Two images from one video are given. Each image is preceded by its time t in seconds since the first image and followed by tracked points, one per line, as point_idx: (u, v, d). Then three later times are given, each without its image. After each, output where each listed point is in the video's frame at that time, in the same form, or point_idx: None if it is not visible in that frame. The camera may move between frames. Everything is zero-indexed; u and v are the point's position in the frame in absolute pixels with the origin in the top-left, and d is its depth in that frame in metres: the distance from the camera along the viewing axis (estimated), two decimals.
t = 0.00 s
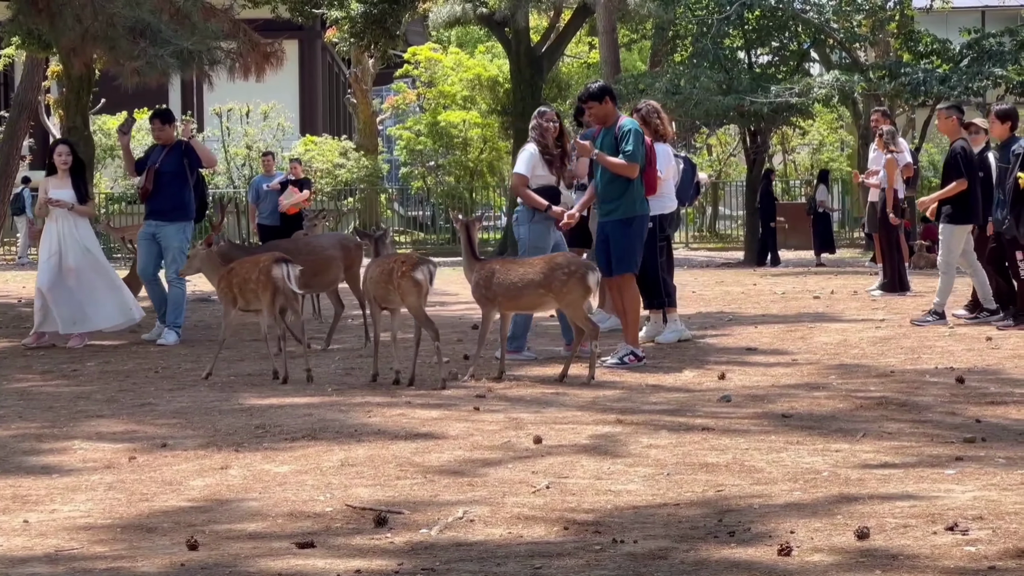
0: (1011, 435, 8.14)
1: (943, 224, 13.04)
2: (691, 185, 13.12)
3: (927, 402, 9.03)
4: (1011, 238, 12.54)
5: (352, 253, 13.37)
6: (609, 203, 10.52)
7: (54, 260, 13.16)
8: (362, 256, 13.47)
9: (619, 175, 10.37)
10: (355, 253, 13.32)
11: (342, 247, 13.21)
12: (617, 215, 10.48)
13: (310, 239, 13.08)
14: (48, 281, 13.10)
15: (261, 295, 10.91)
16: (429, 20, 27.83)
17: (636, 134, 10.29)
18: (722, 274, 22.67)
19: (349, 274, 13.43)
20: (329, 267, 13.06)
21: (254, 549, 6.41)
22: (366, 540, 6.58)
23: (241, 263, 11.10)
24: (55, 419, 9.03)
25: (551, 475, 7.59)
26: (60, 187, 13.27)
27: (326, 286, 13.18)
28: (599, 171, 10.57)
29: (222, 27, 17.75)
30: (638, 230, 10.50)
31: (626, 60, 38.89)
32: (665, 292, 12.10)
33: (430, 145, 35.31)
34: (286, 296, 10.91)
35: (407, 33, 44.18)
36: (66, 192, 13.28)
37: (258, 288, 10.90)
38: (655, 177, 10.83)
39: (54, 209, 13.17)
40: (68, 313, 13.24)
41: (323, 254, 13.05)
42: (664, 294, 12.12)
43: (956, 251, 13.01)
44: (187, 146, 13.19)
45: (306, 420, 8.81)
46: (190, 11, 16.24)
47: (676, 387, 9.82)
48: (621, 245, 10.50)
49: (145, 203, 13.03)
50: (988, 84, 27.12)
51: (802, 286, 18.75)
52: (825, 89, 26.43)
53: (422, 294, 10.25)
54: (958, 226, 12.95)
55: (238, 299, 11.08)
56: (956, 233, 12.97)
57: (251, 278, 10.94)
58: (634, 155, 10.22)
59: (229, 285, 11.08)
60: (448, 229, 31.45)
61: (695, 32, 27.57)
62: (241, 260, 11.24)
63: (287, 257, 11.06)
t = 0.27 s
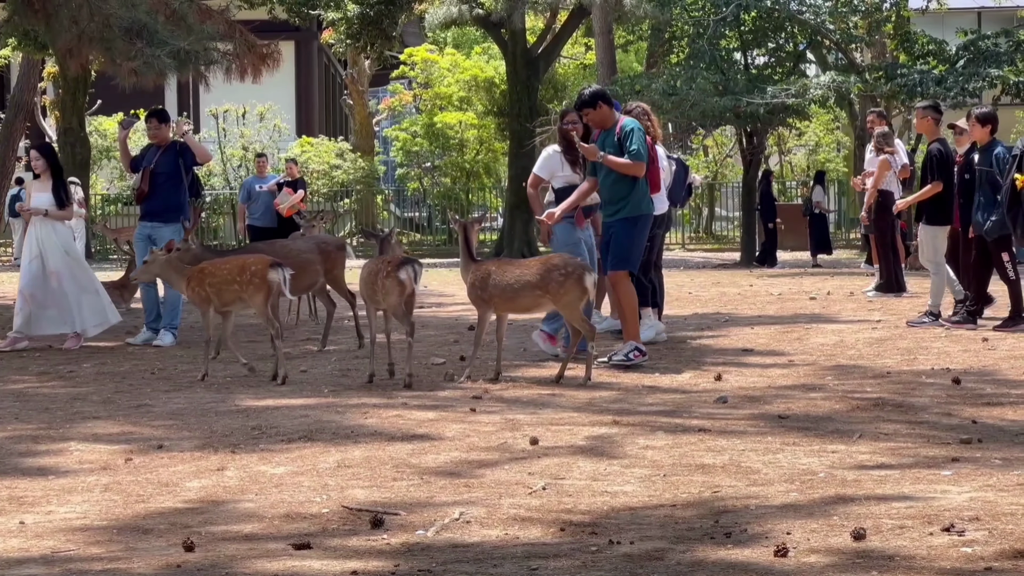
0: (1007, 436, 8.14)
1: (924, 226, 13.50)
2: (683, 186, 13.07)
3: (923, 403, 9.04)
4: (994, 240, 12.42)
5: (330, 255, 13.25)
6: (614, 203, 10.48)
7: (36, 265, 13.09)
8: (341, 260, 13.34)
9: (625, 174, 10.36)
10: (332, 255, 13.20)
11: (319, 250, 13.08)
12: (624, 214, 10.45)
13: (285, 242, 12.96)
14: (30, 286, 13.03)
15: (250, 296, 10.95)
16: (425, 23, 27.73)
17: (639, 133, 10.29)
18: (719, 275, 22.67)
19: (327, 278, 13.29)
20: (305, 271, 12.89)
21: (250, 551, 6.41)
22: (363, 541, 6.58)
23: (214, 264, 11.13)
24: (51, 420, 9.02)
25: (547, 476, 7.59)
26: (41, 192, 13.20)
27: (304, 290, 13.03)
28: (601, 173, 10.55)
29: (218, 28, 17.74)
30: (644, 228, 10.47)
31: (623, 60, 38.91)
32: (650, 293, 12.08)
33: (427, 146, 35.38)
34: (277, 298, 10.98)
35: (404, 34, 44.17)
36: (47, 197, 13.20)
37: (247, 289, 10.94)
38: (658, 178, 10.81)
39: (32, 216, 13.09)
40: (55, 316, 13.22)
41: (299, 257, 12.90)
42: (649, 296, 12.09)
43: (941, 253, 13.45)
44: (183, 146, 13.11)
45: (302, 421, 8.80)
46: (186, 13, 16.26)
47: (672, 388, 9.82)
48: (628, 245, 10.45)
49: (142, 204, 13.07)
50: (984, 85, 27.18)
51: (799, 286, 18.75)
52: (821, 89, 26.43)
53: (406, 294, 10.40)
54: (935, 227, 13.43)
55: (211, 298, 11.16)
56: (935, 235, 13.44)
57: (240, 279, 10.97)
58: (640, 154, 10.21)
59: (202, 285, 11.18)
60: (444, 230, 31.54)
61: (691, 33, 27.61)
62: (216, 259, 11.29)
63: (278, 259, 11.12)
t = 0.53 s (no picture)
0: (1003, 435, 8.14)
1: (912, 226, 13.15)
2: (676, 186, 13.05)
3: (919, 402, 9.04)
4: (967, 239, 12.61)
5: (304, 256, 12.92)
6: (615, 203, 10.44)
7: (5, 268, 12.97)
8: (317, 260, 13.03)
9: (625, 175, 10.34)
10: (305, 255, 12.88)
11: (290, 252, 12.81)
12: (624, 214, 10.41)
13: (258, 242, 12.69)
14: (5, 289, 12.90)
15: (231, 295, 11.02)
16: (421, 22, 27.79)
17: (641, 133, 10.27)
18: (715, 275, 22.68)
19: (300, 279, 12.97)
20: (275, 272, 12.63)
21: (246, 550, 6.42)
22: (359, 541, 6.58)
23: (192, 264, 11.15)
24: (48, 420, 9.02)
25: (544, 475, 7.59)
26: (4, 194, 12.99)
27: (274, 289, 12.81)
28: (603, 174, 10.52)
29: (214, 28, 17.73)
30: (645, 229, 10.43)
31: (620, 60, 38.94)
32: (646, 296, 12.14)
33: (422, 145, 34.99)
34: (259, 295, 11.10)
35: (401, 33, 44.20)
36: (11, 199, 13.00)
37: (229, 288, 11.00)
38: (661, 179, 10.76)
39: None
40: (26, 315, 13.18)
41: (269, 259, 12.64)
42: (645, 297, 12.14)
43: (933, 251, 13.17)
44: (178, 144, 13.05)
45: (299, 421, 8.81)
46: (182, 14, 16.25)
47: (669, 387, 9.82)
48: (629, 245, 10.41)
49: (136, 203, 13.07)
50: (980, 84, 27.21)
51: (795, 286, 18.76)
52: (818, 89, 26.44)
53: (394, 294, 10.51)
54: (926, 227, 13.10)
55: (192, 297, 11.13)
56: (927, 235, 13.12)
57: (221, 279, 11.02)
58: (640, 154, 10.19)
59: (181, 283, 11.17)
60: (441, 230, 31.57)
61: (687, 33, 27.68)
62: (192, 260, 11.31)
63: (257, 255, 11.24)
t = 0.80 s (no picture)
0: (1001, 433, 8.14)
1: (902, 226, 13.05)
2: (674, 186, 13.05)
3: (917, 401, 9.04)
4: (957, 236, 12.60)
5: (279, 257, 12.85)
6: (622, 203, 10.43)
7: None
8: (295, 261, 12.94)
9: (631, 175, 10.33)
10: (280, 256, 12.80)
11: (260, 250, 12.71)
12: (631, 214, 10.40)
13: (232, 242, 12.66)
14: None
15: (199, 296, 10.99)
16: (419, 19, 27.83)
17: (647, 133, 10.25)
18: (713, 273, 22.67)
19: (277, 279, 12.89)
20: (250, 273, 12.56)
21: (244, 549, 6.41)
22: (357, 539, 6.58)
23: (166, 263, 11.16)
24: (45, 418, 9.02)
25: (542, 474, 7.59)
26: None
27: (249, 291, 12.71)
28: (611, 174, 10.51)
29: (212, 26, 17.73)
30: (651, 228, 10.41)
31: (617, 58, 38.93)
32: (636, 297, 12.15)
33: (420, 144, 35.02)
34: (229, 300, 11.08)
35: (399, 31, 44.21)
36: None
37: (198, 289, 10.99)
38: (670, 179, 10.73)
39: None
40: None
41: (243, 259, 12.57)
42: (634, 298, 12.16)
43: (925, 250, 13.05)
44: (171, 143, 13.04)
45: (296, 419, 8.81)
46: (179, 12, 16.23)
47: (666, 386, 9.82)
48: (636, 244, 10.40)
49: (129, 200, 13.03)
50: (978, 82, 27.22)
51: (793, 284, 18.76)
52: (815, 88, 26.46)
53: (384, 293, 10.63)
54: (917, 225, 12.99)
55: (164, 296, 11.15)
56: (918, 233, 12.99)
57: (191, 280, 11.01)
58: (645, 154, 10.18)
59: (155, 282, 11.18)
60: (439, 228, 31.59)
61: (685, 32, 27.70)
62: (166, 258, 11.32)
63: (231, 259, 11.25)
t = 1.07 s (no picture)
0: (999, 430, 8.15)
1: (888, 223, 12.85)
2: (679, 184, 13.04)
3: (915, 397, 9.04)
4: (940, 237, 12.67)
5: (258, 254, 12.79)
6: (629, 200, 10.44)
7: None
8: (273, 258, 12.86)
9: (638, 172, 10.36)
10: (258, 254, 12.73)
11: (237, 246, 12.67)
12: (637, 211, 10.42)
13: (209, 240, 12.60)
14: None
15: (177, 291, 11.05)
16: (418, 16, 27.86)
17: (655, 129, 10.28)
18: (712, 270, 22.70)
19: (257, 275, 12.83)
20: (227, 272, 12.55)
21: (243, 546, 6.41)
22: (356, 536, 6.58)
23: (135, 260, 11.17)
24: (44, 415, 9.02)
25: (540, 471, 7.59)
26: None
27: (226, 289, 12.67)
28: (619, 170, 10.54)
29: (210, 23, 17.72)
30: (656, 225, 10.43)
31: (615, 55, 38.93)
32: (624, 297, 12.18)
33: (419, 141, 35.06)
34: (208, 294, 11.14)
35: (397, 28, 44.19)
36: None
37: (175, 285, 11.03)
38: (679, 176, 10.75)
39: None
40: None
41: (218, 257, 12.55)
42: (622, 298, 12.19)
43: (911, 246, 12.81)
44: (165, 138, 12.94)
45: (295, 416, 8.81)
46: (178, 8, 16.20)
47: (665, 383, 9.82)
48: (642, 242, 10.41)
49: (124, 197, 12.90)
50: (977, 79, 27.26)
51: (791, 281, 18.76)
52: (814, 85, 26.47)
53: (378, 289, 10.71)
54: (903, 222, 12.77)
55: (136, 295, 11.16)
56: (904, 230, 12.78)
57: (164, 275, 11.06)
58: (653, 150, 10.21)
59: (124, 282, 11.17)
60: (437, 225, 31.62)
61: (684, 29, 27.65)
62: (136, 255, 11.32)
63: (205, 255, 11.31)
